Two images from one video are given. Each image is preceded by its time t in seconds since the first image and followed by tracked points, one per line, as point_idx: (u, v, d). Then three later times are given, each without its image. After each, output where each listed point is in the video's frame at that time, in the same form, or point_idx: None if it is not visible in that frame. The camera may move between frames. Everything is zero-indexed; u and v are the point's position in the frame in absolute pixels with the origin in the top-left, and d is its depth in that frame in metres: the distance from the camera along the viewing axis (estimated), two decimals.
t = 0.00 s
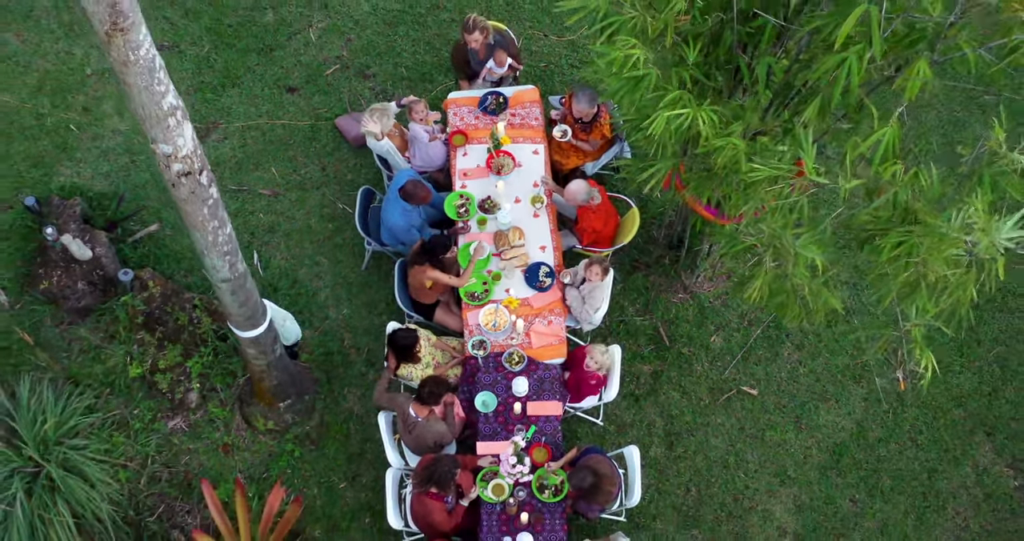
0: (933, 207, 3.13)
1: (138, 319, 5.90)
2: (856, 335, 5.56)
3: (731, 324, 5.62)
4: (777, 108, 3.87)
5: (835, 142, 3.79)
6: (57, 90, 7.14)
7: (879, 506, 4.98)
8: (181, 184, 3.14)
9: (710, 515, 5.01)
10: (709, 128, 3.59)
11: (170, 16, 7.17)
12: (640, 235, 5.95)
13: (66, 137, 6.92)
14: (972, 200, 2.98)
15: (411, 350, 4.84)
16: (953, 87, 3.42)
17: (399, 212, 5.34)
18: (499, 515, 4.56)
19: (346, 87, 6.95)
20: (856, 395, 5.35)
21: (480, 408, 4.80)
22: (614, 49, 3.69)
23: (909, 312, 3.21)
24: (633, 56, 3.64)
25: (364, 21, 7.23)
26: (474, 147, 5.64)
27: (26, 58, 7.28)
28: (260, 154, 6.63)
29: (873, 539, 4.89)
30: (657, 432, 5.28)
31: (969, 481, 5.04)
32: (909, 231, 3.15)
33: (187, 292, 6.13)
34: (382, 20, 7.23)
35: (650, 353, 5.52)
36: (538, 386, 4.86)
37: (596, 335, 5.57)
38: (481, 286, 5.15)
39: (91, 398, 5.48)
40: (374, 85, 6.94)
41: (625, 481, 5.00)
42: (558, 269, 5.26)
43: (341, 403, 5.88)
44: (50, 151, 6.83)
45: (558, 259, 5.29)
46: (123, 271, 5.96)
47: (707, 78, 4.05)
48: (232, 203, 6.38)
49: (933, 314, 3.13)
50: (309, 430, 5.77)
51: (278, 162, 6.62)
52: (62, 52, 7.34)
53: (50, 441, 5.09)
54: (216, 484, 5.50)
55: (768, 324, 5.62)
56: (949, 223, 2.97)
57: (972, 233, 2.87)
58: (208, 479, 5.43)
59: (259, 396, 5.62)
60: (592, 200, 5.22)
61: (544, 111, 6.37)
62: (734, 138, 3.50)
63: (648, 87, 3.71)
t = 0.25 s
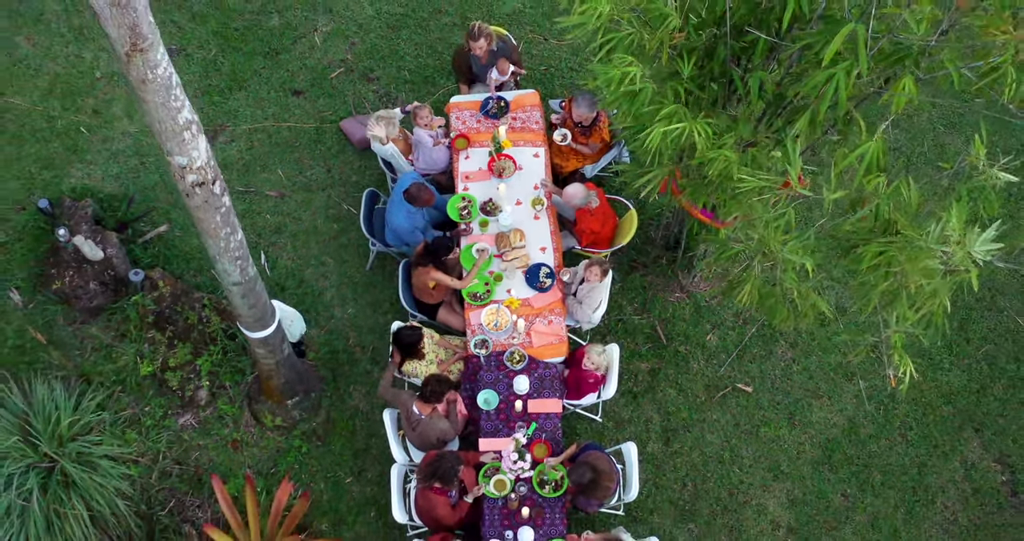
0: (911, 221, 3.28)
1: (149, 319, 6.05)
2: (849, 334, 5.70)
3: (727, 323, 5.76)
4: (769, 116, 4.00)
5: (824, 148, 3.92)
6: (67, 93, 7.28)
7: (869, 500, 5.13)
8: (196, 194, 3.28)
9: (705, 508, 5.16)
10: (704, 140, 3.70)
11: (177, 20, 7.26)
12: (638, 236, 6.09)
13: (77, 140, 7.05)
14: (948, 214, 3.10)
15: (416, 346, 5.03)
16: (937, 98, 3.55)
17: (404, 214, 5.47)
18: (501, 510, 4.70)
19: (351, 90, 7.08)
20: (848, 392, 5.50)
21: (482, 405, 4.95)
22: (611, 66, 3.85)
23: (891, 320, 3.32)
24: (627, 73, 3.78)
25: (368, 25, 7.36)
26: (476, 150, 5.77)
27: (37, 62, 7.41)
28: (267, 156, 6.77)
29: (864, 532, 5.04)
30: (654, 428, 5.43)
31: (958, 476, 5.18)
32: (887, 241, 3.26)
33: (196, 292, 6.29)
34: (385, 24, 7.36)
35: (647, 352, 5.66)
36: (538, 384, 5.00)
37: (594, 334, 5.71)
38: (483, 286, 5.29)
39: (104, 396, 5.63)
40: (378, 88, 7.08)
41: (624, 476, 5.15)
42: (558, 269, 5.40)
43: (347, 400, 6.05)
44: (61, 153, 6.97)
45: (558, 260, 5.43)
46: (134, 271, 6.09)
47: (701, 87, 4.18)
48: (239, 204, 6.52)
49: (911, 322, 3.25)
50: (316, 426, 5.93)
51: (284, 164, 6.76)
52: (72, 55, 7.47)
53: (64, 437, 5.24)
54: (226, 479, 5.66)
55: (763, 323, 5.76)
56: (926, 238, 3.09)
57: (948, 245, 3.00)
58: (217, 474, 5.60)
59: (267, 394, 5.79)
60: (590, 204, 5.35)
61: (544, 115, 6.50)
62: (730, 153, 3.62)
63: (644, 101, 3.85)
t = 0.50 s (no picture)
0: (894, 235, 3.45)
1: (159, 320, 6.20)
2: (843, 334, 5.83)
3: (723, 324, 5.90)
4: (762, 127, 4.13)
5: (815, 157, 4.05)
6: (78, 98, 7.41)
7: (862, 496, 5.27)
8: (210, 206, 3.45)
9: (702, 504, 5.31)
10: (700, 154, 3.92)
11: (185, 26, 7.41)
12: (637, 238, 6.22)
13: (88, 144, 7.19)
14: (929, 229, 3.31)
15: (421, 344, 5.15)
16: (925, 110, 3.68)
17: (408, 218, 5.61)
18: (503, 506, 4.88)
19: (356, 95, 7.21)
20: (841, 391, 5.64)
21: (485, 405, 5.10)
22: (609, 84, 4.00)
23: (875, 329, 3.53)
24: (626, 90, 3.94)
25: (372, 30, 7.48)
26: (478, 155, 5.89)
27: (48, 67, 7.54)
28: (274, 160, 6.90)
29: (856, 528, 5.19)
30: (653, 426, 5.58)
31: (948, 474, 5.32)
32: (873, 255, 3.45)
33: (206, 293, 6.46)
34: (389, 29, 7.49)
35: (645, 351, 5.80)
36: (539, 384, 5.15)
37: (594, 335, 5.86)
38: (486, 289, 5.43)
39: (117, 396, 5.81)
40: (382, 92, 7.21)
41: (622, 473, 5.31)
42: (558, 272, 5.56)
43: (353, 399, 6.21)
44: (73, 157, 7.11)
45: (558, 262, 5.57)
46: (145, 273, 6.24)
47: (697, 100, 4.30)
48: (247, 207, 6.67)
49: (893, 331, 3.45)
50: (323, 424, 6.10)
51: (291, 167, 6.90)
52: (82, 61, 7.60)
53: (79, 436, 5.42)
54: (236, 476, 5.84)
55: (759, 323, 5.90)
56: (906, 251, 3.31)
57: (927, 260, 3.20)
58: (227, 471, 5.76)
59: (276, 393, 5.96)
60: (586, 208, 5.50)
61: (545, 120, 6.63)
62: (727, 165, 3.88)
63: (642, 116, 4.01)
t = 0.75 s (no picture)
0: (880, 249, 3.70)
1: (169, 322, 6.36)
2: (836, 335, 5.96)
3: (719, 325, 6.04)
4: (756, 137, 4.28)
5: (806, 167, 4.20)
6: (87, 103, 7.53)
7: (853, 494, 5.41)
8: (221, 218, 3.64)
9: (697, 502, 5.45)
10: (696, 168, 4.13)
11: (192, 32, 7.52)
12: (635, 242, 6.35)
13: (97, 149, 7.32)
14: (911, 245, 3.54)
15: (424, 345, 5.30)
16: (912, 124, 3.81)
17: (411, 224, 5.75)
18: (504, 505, 5.04)
19: (360, 100, 7.35)
20: (833, 392, 5.78)
21: (487, 406, 5.25)
22: (608, 100, 4.14)
23: (859, 338, 3.75)
24: (624, 106, 4.10)
25: (375, 37, 7.62)
26: (480, 161, 6.02)
27: (58, 73, 7.65)
28: (279, 164, 7.04)
29: (847, 525, 5.33)
30: (650, 426, 5.72)
31: (938, 472, 5.45)
32: (858, 269, 3.72)
33: (214, 296, 6.62)
34: (392, 36, 7.62)
35: (643, 353, 5.94)
36: (539, 386, 5.30)
37: (592, 337, 5.99)
38: (487, 293, 5.57)
39: (127, 396, 5.96)
40: (386, 98, 7.35)
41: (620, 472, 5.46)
42: (558, 276, 5.70)
43: (357, 400, 6.37)
44: (82, 162, 7.23)
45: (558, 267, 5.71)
46: (155, 276, 6.39)
47: (692, 115, 4.46)
48: (254, 211, 6.81)
49: (878, 340, 3.66)
50: (329, 424, 6.27)
51: (296, 172, 7.04)
52: (91, 67, 7.72)
53: (91, 436, 5.57)
54: (244, 474, 6.00)
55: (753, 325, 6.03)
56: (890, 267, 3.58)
57: (908, 273, 3.50)
58: (235, 470, 5.93)
59: (282, 394, 6.11)
60: (582, 214, 5.66)
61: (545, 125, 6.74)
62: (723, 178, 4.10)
63: (639, 132, 4.16)
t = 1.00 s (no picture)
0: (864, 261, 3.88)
1: (175, 322, 6.50)
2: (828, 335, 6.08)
3: (713, 326, 6.17)
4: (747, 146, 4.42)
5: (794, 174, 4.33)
6: (94, 107, 7.64)
7: (844, 491, 5.55)
8: (230, 228, 3.82)
9: (692, 499, 5.59)
10: (687, 181, 4.31)
11: (196, 37, 7.63)
12: (632, 244, 6.48)
13: (104, 152, 7.43)
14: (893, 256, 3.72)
15: (425, 347, 5.42)
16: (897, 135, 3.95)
17: (413, 227, 5.87)
18: (504, 502, 5.19)
19: (361, 105, 7.48)
20: (824, 391, 5.92)
21: (486, 406, 5.38)
22: (603, 115, 4.37)
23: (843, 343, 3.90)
24: (618, 120, 4.31)
25: (377, 42, 7.74)
26: (479, 166, 6.14)
27: (65, 77, 7.75)
28: (283, 168, 7.17)
29: (838, 522, 5.46)
30: (646, 424, 5.85)
31: (927, 470, 5.58)
32: (842, 280, 3.94)
33: (219, 297, 6.78)
34: (393, 41, 7.74)
35: (639, 353, 6.07)
36: (538, 386, 5.44)
37: (589, 337, 6.13)
38: (486, 295, 5.70)
39: (135, 396, 6.10)
40: (387, 102, 7.48)
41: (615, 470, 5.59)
42: (555, 278, 5.83)
43: (360, 399, 6.52)
44: (90, 165, 7.35)
45: (556, 269, 5.85)
46: (161, 278, 6.53)
47: (686, 127, 4.60)
48: (258, 214, 6.95)
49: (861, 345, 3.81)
50: (332, 423, 6.42)
51: (299, 176, 7.17)
52: (98, 72, 7.82)
53: (100, 435, 5.71)
54: (249, 472, 6.15)
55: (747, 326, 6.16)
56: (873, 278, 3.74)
57: (890, 283, 3.65)
58: (241, 468, 6.10)
59: (286, 394, 6.23)
60: (577, 217, 5.83)
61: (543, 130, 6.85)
62: (713, 192, 4.29)
63: (632, 143, 4.38)
